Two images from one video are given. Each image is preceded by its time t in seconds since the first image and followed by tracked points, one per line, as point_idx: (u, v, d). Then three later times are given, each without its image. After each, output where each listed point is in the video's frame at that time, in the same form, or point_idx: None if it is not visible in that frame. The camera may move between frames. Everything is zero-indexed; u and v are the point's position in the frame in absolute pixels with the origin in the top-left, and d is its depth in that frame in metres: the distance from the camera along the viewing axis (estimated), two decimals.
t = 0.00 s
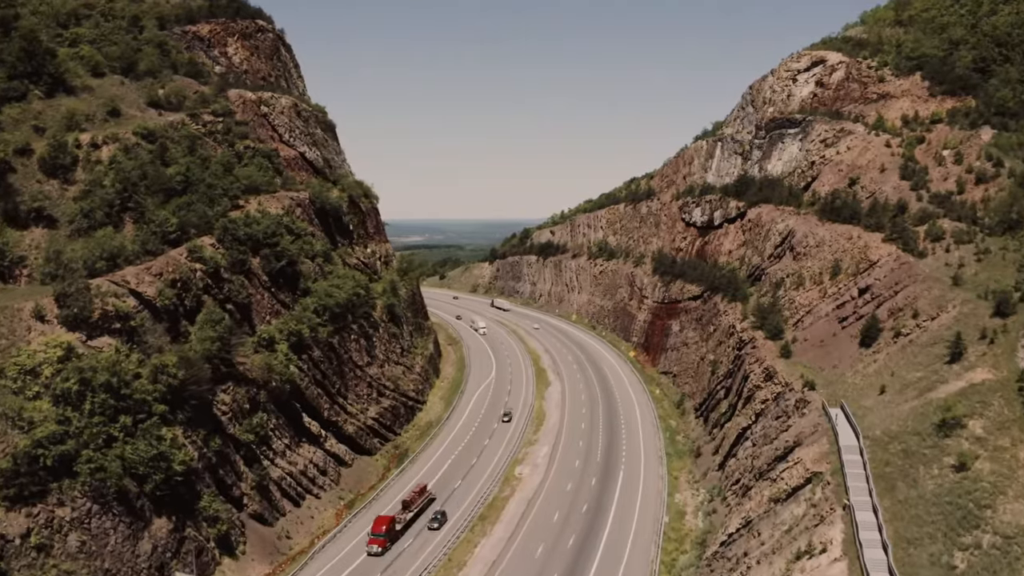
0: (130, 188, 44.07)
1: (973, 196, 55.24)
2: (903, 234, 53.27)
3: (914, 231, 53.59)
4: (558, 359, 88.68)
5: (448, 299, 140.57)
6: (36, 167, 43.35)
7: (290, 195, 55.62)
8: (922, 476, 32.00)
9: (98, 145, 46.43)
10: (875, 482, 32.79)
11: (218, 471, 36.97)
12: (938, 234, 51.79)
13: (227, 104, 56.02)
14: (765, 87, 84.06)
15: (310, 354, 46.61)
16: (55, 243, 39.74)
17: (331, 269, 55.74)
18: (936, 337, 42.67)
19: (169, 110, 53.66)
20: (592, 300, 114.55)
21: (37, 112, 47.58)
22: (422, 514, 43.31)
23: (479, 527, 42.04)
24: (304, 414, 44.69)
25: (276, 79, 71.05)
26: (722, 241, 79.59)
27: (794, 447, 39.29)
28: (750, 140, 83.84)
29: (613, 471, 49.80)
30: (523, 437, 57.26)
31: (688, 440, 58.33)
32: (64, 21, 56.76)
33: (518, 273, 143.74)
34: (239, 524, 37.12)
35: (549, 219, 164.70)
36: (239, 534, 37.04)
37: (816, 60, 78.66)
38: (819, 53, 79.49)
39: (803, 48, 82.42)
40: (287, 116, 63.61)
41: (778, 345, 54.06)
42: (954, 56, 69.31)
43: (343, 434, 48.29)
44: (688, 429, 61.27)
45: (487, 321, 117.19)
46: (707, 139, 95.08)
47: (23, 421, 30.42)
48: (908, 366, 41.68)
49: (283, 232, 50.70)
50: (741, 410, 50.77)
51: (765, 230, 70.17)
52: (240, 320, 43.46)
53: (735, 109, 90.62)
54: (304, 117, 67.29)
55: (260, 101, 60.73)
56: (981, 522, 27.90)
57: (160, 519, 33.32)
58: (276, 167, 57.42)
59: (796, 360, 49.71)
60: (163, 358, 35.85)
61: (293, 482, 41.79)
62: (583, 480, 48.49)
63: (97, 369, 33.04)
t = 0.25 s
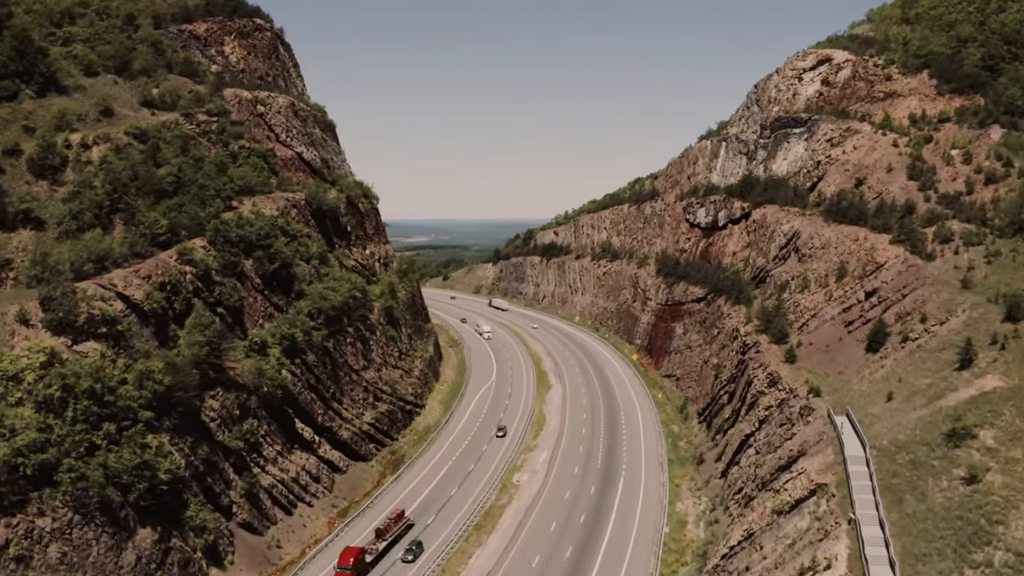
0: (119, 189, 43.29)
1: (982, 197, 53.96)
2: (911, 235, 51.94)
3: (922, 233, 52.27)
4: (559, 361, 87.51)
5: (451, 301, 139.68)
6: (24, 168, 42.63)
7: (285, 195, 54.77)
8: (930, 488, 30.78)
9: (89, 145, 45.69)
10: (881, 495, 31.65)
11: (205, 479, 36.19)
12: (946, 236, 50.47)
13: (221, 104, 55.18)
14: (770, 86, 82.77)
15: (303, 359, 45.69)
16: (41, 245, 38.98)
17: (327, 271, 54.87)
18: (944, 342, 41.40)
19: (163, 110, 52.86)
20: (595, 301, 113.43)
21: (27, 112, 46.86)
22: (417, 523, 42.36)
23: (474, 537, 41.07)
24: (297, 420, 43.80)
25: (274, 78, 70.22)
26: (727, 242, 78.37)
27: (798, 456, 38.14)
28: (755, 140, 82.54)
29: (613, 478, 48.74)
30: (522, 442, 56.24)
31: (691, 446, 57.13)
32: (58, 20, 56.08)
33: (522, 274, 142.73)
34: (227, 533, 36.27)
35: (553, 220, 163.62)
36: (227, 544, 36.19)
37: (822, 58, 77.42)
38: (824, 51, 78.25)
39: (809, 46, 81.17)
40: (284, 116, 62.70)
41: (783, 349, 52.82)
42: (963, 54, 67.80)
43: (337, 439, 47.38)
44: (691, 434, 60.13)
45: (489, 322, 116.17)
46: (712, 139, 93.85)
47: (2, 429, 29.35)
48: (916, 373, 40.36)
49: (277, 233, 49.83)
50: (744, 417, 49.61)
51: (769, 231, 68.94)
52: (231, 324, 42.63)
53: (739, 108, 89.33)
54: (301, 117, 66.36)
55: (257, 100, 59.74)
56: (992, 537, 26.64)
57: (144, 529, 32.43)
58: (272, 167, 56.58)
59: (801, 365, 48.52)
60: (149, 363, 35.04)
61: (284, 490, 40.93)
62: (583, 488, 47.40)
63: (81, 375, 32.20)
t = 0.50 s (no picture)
0: (109, 190, 42.52)
1: (992, 197, 52.63)
2: (918, 237, 50.65)
3: (930, 234, 51.00)
4: (561, 364, 86.38)
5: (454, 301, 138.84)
6: (12, 169, 41.93)
7: (281, 196, 53.92)
8: (940, 501, 29.53)
9: (79, 146, 44.94)
10: (888, 508, 30.49)
11: (193, 488, 35.36)
12: (955, 237, 49.15)
13: (216, 103, 54.36)
14: (776, 85, 81.51)
15: (295, 363, 44.81)
16: (28, 247, 38.23)
17: (322, 273, 54.00)
18: (953, 348, 40.16)
19: (156, 109, 52.10)
20: (599, 303, 112.32)
21: (17, 112, 46.16)
22: (411, 531, 41.43)
23: (469, 547, 40.13)
24: (289, 426, 42.94)
25: (271, 78, 69.42)
26: (731, 244, 77.15)
27: (802, 466, 37.02)
28: (760, 140, 81.25)
29: (613, 485, 47.67)
30: (521, 448, 55.20)
31: (693, 452, 55.93)
32: (52, 19, 55.44)
33: (525, 275, 141.75)
34: (215, 543, 35.42)
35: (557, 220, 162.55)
36: (215, 554, 35.33)
37: (827, 56, 76.18)
38: (830, 50, 77.00)
39: (814, 45, 79.92)
40: (280, 116, 61.82)
41: (787, 354, 51.62)
42: (971, 51, 65.80)
43: (331, 445, 46.49)
44: (694, 439, 58.96)
45: (492, 324, 115.15)
46: (716, 139, 92.62)
47: None
48: (924, 379, 39.09)
49: (271, 235, 48.99)
50: (747, 423, 48.46)
51: (774, 232, 67.72)
52: (221, 328, 41.80)
53: (744, 107, 88.08)
54: (298, 116, 65.47)
55: (252, 99, 58.84)
56: (1004, 554, 25.34)
57: (128, 540, 31.48)
58: (267, 168, 55.76)
59: (805, 370, 47.35)
60: (135, 369, 34.23)
61: (275, 498, 40.07)
62: (581, 496, 46.31)
63: (63, 381, 31.28)
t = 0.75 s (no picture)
0: (98, 190, 41.69)
1: (1002, 198, 51.32)
2: (927, 239, 49.34)
3: (939, 236, 49.71)
4: (563, 367, 85.25)
5: (457, 303, 137.69)
6: None
7: (275, 197, 53.04)
8: (950, 516, 28.32)
9: (68, 146, 44.21)
10: (896, 522, 29.32)
11: (179, 496, 34.52)
12: (964, 239, 47.86)
13: (210, 103, 53.50)
14: (781, 84, 80.18)
15: (288, 367, 43.89)
16: (13, 250, 37.43)
17: (318, 274, 53.09)
18: (963, 354, 38.88)
19: (149, 109, 51.29)
20: (602, 304, 111.17)
21: (6, 111, 45.43)
22: (405, 540, 40.47)
23: (464, 558, 39.15)
24: (280, 432, 42.03)
25: (269, 77, 68.59)
26: (735, 245, 75.86)
27: (807, 477, 35.88)
28: (765, 139, 79.91)
29: (613, 493, 46.57)
30: (520, 454, 54.14)
31: (696, 459, 54.77)
32: (45, 18, 54.81)
33: (528, 276, 140.68)
34: (202, 553, 34.55)
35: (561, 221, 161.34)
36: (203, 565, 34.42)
37: (833, 55, 74.90)
38: (836, 48, 75.71)
39: (820, 43, 78.63)
40: (277, 115, 60.92)
41: (792, 358, 50.38)
42: (980, 49, 64.59)
43: (324, 451, 45.56)
44: (697, 445, 57.76)
45: (494, 325, 114.09)
46: (721, 138, 91.35)
47: None
48: (933, 387, 37.81)
49: (265, 237, 48.14)
50: (750, 430, 47.26)
51: (779, 233, 66.43)
52: (211, 333, 40.94)
53: (749, 106, 86.74)
54: (296, 115, 64.57)
55: (248, 99, 57.93)
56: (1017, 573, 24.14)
57: (111, 551, 30.56)
58: (262, 168, 54.89)
59: (810, 375, 46.14)
60: (120, 375, 33.40)
61: (265, 506, 39.19)
62: (580, 505, 45.27)
63: (45, 389, 30.41)
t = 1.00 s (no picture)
0: (86, 191, 40.89)
1: (1012, 198, 50.01)
2: (935, 240, 48.04)
3: (947, 237, 48.39)
4: (565, 369, 84.10)
5: (460, 304, 136.65)
6: None
7: (270, 198, 52.16)
8: (960, 531, 27.12)
9: (58, 146, 43.46)
10: (904, 537, 28.14)
11: (165, 505, 33.68)
12: (974, 241, 46.57)
13: (204, 102, 52.65)
14: (786, 83, 78.85)
15: (280, 372, 42.99)
16: None
17: (313, 276, 52.16)
18: (973, 360, 37.57)
19: (142, 108, 50.50)
20: (605, 306, 110.00)
21: None
22: (398, 550, 39.48)
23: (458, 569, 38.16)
24: (271, 439, 41.13)
25: (266, 76, 67.73)
26: (740, 246, 74.58)
27: (811, 489, 34.76)
28: (770, 139, 78.60)
29: (613, 502, 45.46)
30: (518, 460, 53.07)
31: (698, 465, 53.61)
32: (38, 16, 54.13)
33: (532, 277, 139.61)
34: (189, 564, 33.67)
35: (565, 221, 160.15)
36: None
37: (839, 53, 73.61)
38: (843, 46, 74.40)
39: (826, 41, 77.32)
40: (273, 114, 59.99)
41: (797, 363, 49.15)
42: (989, 46, 63.14)
43: (318, 458, 44.62)
44: (700, 451, 56.57)
45: (496, 327, 113.10)
46: (726, 138, 90.07)
47: None
48: (942, 394, 36.55)
49: (258, 238, 47.28)
50: (754, 437, 46.08)
51: (784, 234, 65.14)
52: (200, 337, 40.09)
53: (754, 105, 85.44)
54: (293, 115, 63.63)
55: (243, 98, 56.98)
56: None
57: (92, 562, 29.63)
58: (257, 168, 54.01)
59: (815, 381, 44.93)
60: (104, 381, 32.54)
61: (255, 515, 38.31)
62: (578, 514, 44.18)
63: (25, 395, 29.51)
